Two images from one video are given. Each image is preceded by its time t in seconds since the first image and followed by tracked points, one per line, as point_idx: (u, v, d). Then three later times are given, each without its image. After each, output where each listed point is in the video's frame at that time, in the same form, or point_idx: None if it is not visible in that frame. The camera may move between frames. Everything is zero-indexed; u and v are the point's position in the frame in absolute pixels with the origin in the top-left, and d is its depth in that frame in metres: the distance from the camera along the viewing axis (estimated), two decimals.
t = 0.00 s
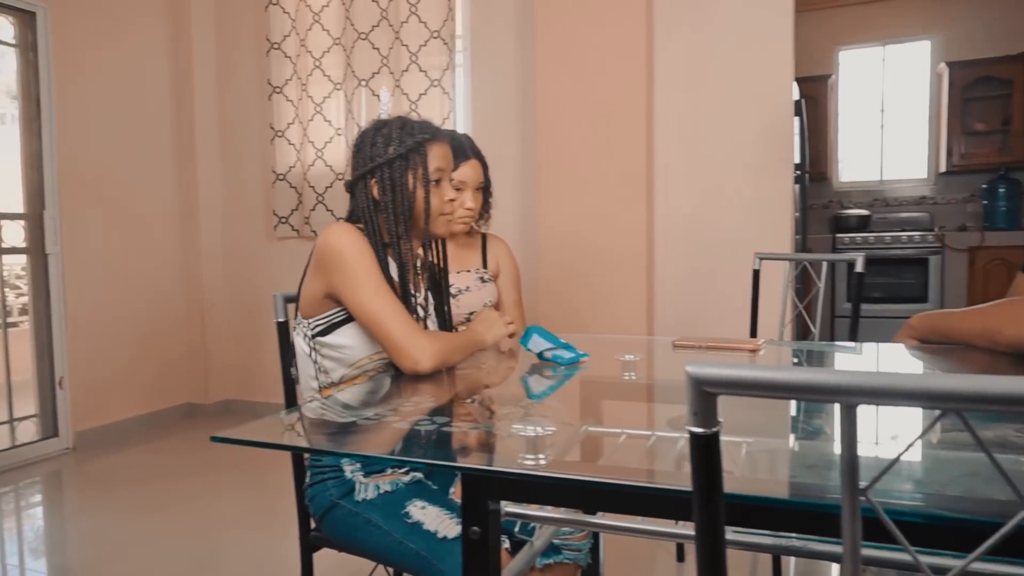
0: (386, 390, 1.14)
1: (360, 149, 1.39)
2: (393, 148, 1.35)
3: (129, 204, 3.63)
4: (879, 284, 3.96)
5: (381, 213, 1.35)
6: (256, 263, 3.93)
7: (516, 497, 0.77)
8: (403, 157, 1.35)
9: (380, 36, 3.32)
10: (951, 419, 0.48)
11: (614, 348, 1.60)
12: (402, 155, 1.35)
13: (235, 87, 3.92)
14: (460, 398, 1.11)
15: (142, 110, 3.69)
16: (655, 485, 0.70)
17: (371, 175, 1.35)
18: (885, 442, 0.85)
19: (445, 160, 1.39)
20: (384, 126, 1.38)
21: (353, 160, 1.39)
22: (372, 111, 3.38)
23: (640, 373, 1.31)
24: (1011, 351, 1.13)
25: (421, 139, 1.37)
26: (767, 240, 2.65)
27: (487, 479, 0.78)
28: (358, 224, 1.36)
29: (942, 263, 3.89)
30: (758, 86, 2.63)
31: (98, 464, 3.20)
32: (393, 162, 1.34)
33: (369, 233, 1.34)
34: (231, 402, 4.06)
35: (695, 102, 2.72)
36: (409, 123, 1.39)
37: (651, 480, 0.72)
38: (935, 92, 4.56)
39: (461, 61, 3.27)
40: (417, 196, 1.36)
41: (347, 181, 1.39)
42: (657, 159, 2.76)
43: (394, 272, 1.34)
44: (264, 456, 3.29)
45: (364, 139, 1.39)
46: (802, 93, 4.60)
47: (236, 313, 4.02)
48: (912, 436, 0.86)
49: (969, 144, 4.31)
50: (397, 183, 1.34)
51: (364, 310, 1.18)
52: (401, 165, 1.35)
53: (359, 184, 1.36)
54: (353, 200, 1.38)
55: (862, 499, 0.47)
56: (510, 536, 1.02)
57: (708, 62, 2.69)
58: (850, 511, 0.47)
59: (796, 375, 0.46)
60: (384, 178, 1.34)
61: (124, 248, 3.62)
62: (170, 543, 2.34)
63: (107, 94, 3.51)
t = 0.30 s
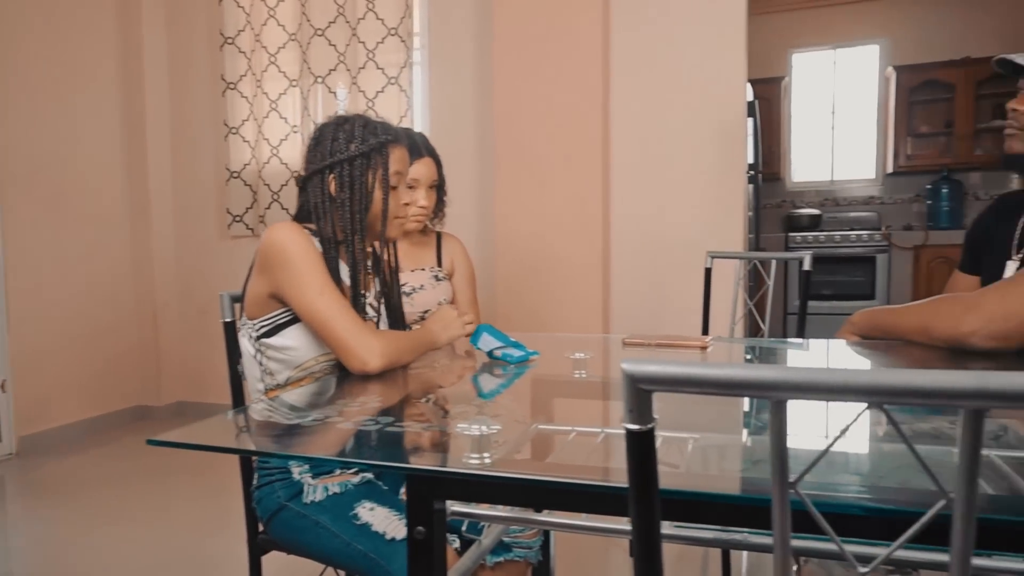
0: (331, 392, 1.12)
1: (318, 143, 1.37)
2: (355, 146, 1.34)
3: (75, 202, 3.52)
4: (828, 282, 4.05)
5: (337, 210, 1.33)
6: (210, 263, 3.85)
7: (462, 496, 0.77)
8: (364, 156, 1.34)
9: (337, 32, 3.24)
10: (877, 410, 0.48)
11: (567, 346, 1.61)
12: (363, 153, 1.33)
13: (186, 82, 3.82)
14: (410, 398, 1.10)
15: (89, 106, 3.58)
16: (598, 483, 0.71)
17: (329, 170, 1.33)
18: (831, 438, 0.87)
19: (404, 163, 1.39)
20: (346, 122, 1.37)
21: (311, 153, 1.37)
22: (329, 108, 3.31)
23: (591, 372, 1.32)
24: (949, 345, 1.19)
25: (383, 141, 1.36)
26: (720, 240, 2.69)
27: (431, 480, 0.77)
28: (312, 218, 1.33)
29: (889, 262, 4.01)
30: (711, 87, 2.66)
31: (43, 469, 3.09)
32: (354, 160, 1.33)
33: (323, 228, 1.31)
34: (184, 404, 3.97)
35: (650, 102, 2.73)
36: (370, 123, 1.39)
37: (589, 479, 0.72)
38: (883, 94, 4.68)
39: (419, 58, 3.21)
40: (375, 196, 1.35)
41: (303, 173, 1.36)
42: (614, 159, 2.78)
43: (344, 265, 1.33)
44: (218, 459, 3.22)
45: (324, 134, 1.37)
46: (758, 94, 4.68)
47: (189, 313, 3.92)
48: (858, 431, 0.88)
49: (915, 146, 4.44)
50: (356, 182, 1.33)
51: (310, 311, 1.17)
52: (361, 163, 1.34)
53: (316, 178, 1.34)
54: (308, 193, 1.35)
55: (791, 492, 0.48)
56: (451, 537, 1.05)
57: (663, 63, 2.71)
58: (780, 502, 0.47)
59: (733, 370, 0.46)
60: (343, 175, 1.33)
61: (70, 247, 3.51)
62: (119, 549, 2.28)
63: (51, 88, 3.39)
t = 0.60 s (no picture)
0: (276, 394, 1.11)
1: (287, 138, 1.32)
2: (329, 151, 1.31)
3: (19, 198, 3.39)
4: (783, 281, 4.12)
5: (303, 211, 1.29)
6: (163, 262, 3.75)
7: (407, 497, 0.77)
8: (338, 162, 1.32)
9: (293, 28, 3.13)
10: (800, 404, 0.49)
11: (521, 346, 1.61)
12: (338, 159, 1.31)
13: (137, 76, 3.72)
14: (361, 399, 1.09)
15: (34, 99, 3.45)
16: (544, 483, 0.72)
17: (300, 168, 1.29)
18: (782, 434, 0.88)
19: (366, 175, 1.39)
20: (319, 124, 1.35)
21: (278, 146, 1.32)
22: (285, 107, 3.17)
23: (542, 370, 1.32)
24: (886, 344, 1.24)
25: (355, 150, 1.35)
26: (675, 239, 2.72)
27: (377, 480, 0.77)
28: (274, 212, 1.27)
29: (839, 261, 4.11)
30: (667, 88, 2.69)
31: None
32: (328, 164, 1.31)
33: (284, 224, 1.27)
34: (135, 406, 3.87)
35: (607, 103, 2.75)
36: (340, 129, 1.37)
37: (536, 479, 0.73)
38: (834, 98, 4.79)
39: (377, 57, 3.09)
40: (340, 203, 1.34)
41: (267, 163, 1.30)
42: (571, 158, 2.79)
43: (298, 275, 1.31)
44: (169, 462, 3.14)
45: (295, 130, 1.33)
46: (713, 96, 4.74)
47: (141, 313, 3.82)
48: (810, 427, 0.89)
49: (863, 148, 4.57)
50: (327, 186, 1.31)
51: (254, 313, 1.16)
52: (334, 169, 1.31)
53: (284, 172, 1.29)
54: (270, 185, 1.29)
55: (725, 488, 0.49)
56: (402, 538, 1.04)
57: (620, 64, 2.73)
58: (713, 498, 0.48)
59: (662, 368, 0.46)
60: (314, 176, 1.30)
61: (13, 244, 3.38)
62: (65, 554, 2.21)
63: None
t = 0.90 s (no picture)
0: (227, 391, 1.12)
1: (242, 136, 1.30)
2: (286, 151, 1.30)
3: None
4: (740, 282, 4.19)
5: (257, 211, 1.27)
6: (115, 262, 3.66)
7: (354, 499, 0.77)
8: (294, 163, 1.30)
9: (249, 24, 3.06)
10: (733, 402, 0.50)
11: (476, 346, 1.60)
12: (294, 160, 1.30)
13: (86, 70, 3.60)
14: (312, 400, 1.08)
15: None
16: (490, 483, 0.72)
17: (256, 167, 1.28)
18: (730, 432, 0.90)
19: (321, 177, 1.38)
20: (276, 123, 1.33)
21: (232, 144, 1.30)
22: (241, 104, 3.11)
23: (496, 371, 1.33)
24: (832, 343, 1.28)
25: (312, 152, 1.34)
26: (634, 240, 2.75)
27: (324, 483, 0.77)
28: (227, 210, 1.26)
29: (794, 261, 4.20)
30: (625, 90, 2.72)
31: None
32: (284, 164, 1.29)
33: (237, 223, 1.25)
34: (86, 410, 3.76)
35: (566, 104, 2.76)
36: (297, 131, 1.35)
37: (485, 480, 0.74)
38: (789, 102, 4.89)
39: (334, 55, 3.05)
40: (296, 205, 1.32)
41: (220, 161, 1.28)
42: (531, 159, 2.80)
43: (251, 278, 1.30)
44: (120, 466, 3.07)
45: (250, 128, 1.32)
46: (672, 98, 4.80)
47: (91, 314, 3.72)
48: (757, 425, 0.91)
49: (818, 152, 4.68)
50: (283, 186, 1.29)
51: (202, 314, 1.15)
52: (291, 170, 1.30)
53: (238, 171, 1.27)
54: (223, 183, 1.27)
55: (663, 487, 0.50)
56: (353, 540, 1.04)
57: (578, 65, 2.74)
58: (651, 498, 0.49)
59: (597, 369, 0.46)
60: (270, 176, 1.28)
61: None
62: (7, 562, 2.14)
63: None
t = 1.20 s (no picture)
0: (178, 396, 1.09)
1: (194, 135, 1.29)
2: (240, 151, 1.30)
3: None
4: (704, 283, 4.26)
5: (211, 210, 1.26)
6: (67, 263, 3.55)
7: (306, 503, 0.77)
8: (248, 163, 1.30)
9: (205, 20, 2.84)
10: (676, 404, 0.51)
11: (434, 348, 1.60)
12: (248, 160, 1.30)
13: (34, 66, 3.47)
14: (266, 402, 1.07)
15: None
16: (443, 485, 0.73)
17: (209, 166, 1.26)
18: (690, 430, 0.91)
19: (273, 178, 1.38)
20: (228, 123, 1.33)
21: (183, 143, 1.28)
22: (198, 103, 2.88)
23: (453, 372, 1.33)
24: (785, 343, 1.31)
25: (265, 152, 1.34)
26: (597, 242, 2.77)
27: (276, 487, 0.76)
28: (179, 210, 1.24)
29: (756, 263, 4.27)
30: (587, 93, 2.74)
31: None
32: (238, 163, 1.29)
33: (190, 222, 1.24)
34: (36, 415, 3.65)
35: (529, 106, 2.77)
36: (249, 131, 1.35)
37: (437, 482, 0.74)
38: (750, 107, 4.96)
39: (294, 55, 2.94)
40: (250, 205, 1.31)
41: (171, 160, 1.26)
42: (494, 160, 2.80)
43: (205, 280, 1.28)
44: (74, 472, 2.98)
45: (203, 127, 1.31)
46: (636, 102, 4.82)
47: (43, 317, 3.60)
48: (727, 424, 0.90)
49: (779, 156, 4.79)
50: (237, 185, 1.29)
51: (153, 316, 1.13)
52: (244, 170, 1.30)
53: (191, 170, 1.25)
54: (175, 182, 1.25)
55: (608, 486, 0.51)
56: (310, 544, 1.03)
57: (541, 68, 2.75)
58: (597, 499, 0.50)
59: (541, 372, 0.47)
60: (224, 175, 1.27)
61: None
62: None
63: None
